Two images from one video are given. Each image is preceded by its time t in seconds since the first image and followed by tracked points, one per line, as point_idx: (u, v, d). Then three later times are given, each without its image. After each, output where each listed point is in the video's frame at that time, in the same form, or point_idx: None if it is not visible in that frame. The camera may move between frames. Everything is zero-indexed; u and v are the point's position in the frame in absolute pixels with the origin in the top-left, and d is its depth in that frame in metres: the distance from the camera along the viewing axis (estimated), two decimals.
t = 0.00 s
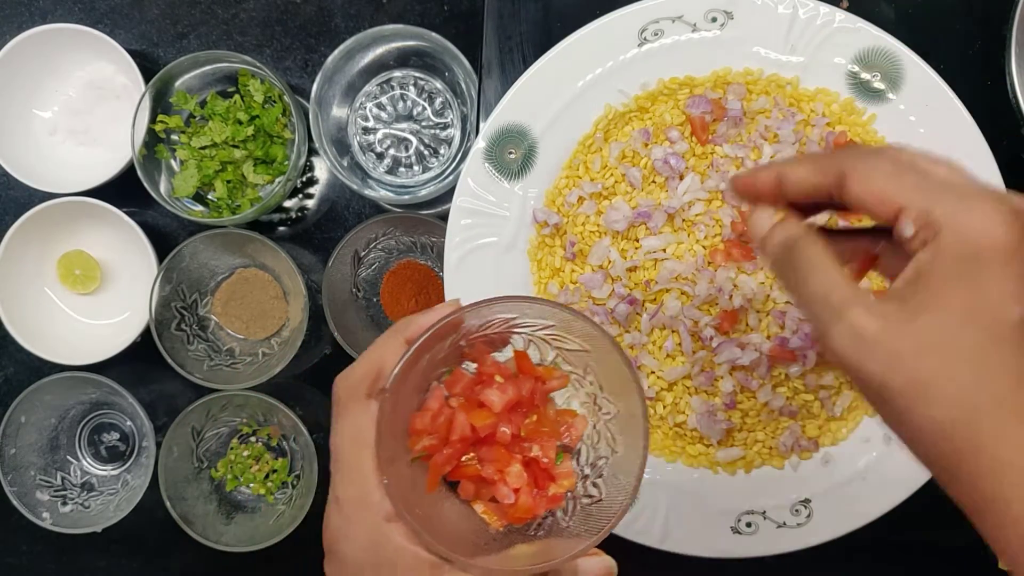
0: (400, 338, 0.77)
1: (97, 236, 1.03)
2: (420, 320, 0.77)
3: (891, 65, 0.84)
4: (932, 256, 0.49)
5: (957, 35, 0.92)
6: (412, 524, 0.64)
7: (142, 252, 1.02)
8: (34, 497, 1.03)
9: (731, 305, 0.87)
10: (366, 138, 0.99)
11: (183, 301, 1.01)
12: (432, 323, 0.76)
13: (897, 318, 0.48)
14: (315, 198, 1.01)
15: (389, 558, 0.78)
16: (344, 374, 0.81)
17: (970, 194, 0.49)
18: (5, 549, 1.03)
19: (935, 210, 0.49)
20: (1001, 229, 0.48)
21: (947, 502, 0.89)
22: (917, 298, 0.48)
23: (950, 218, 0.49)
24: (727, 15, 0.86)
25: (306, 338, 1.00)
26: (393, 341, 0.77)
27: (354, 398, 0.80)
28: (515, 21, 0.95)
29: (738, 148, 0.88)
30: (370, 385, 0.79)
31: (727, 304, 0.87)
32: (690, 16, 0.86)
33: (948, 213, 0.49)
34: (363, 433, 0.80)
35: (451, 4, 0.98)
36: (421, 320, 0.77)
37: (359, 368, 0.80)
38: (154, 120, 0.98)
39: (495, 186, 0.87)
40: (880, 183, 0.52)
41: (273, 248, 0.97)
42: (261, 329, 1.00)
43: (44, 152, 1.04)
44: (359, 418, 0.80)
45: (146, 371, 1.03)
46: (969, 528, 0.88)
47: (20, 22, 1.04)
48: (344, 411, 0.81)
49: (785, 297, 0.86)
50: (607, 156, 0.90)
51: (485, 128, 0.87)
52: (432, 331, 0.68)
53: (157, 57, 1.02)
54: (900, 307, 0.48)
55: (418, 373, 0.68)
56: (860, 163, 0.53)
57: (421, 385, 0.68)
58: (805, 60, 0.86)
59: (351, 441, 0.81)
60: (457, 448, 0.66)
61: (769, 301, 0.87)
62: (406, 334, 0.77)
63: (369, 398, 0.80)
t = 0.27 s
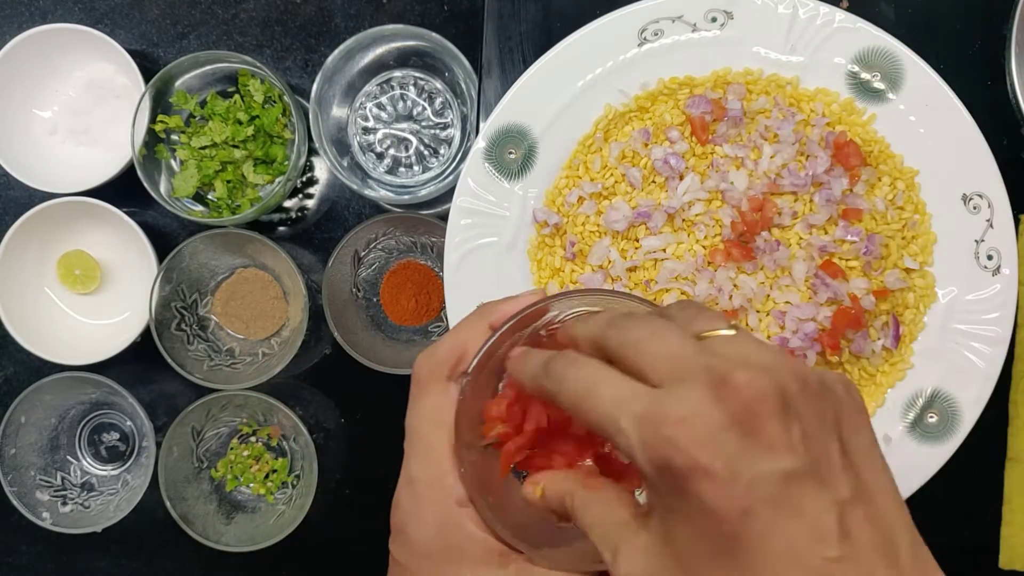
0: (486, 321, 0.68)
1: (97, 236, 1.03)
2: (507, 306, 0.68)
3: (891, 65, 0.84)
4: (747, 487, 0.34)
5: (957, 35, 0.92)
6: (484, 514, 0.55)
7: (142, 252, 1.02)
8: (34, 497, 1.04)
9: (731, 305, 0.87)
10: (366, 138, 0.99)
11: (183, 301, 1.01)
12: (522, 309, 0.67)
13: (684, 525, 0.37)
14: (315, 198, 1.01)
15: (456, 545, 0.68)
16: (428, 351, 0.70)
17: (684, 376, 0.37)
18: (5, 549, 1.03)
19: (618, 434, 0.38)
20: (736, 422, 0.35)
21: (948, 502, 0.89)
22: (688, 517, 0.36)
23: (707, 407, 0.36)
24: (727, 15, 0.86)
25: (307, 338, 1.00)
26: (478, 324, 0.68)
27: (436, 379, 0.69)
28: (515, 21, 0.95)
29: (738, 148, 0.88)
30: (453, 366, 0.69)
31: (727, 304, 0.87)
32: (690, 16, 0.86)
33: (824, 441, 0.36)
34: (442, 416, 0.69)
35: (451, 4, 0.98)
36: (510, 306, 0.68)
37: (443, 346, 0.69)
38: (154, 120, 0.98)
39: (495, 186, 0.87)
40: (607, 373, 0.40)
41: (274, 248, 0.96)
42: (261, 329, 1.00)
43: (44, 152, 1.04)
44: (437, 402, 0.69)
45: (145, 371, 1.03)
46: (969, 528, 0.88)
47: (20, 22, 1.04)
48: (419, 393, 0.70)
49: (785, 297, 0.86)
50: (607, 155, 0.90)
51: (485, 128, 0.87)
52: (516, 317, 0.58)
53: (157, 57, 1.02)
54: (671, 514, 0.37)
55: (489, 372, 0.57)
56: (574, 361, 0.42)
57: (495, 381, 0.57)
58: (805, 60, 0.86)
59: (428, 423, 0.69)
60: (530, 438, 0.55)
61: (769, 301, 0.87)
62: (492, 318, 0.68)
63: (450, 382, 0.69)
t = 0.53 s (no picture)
0: (520, 328, 0.71)
1: (97, 236, 1.03)
2: (541, 313, 0.72)
3: (891, 65, 0.84)
4: (740, 491, 0.37)
5: (957, 35, 0.92)
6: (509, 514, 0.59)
7: (142, 252, 1.02)
8: (34, 497, 1.03)
9: (731, 305, 0.87)
10: (366, 138, 0.99)
11: (183, 301, 1.01)
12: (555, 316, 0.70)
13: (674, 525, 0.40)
14: (315, 198, 1.01)
15: (483, 549, 0.73)
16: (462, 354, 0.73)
17: (693, 383, 0.40)
18: (5, 549, 1.03)
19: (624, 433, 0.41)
20: (743, 431, 0.38)
21: (948, 501, 0.89)
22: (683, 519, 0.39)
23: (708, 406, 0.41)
24: (727, 15, 0.86)
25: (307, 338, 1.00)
26: (512, 330, 0.72)
27: (467, 383, 0.73)
28: (515, 21, 0.95)
29: (738, 148, 0.89)
30: (486, 370, 0.72)
31: (727, 304, 0.87)
32: (690, 16, 0.86)
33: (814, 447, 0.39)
34: (474, 419, 0.73)
35: (451, 4, 0.98)
36: (542, 314, 0.72)
37: (477, 350, 0.72)
38: (154, 120, 0.98)
39: (495, 186, 0.87)
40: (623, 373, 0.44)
41: (274, 248, 0.97)
42: (261, 329, 1.00)
43: (44, 152, 1.04)
44: (470, 406, 0.73)
45: (145, 371, 1.03)
46: (970, 528, 0.88)
47: (20, 22, 1.04)
48: (453, 395, 0.74)
49: (785, 297, 0.87)
50: (607, 155, 0.90)
51: (485, 128, 0.87)
52: (546, 326, 0.59)
53: (157, 57, 1.02)
54: (668, 514, 0.40)
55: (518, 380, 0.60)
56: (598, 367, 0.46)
57: (528, 389, 0.60)
58: (805, 60, 0.86)
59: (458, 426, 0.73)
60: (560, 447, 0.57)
61: (769, 301, 0.87)
62: (524, 324, 0.72)
63: (482, 386, 0.73)
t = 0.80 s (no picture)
0: (525, 320, 0.72)
1: (97, 236, 1.03)
2: (546, 305, 0.71)
3: (891, 65, 0.84)
4: (823, 500, 0.36)
5: (957, 35, 0.92)
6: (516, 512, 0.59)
7: (142, 252, 1.02)
8: (34, 497, 1.03)
9: (731, 305, 0.87)
10: (366, 138, 0.99)
11: (183, 301, 1.01)
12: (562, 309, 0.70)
13: (728, 529, 0.38)
14: (315, 198, 1.01)
15: (488, 544, 0.73)
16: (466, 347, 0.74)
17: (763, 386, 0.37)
18: (6, 549, 1.03)
19: (695, 435, 0.37)
20: (831, 440, 0.36)
21: (948, 501, 0.89)
22: (746, 522, 0.37)
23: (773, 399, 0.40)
24: (727, 15, 0.86)
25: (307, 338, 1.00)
26: (518, 322, 0.72)
27: (472, 376, 0.73)
28: (515, 21, 0.95)
29: (738, 148, 0.89)
30: (491, 363, 0.73)
31: (726, 304, 0.87)
32: (690, 16, 0.86)
33: (882, 458, 0.39)
34: (479, 412, 0.73)
35: (451, 5, 0.98)
36: (549, 305, 0.71)
37: (481, 343, 0.73)
38: (154, 120, 0.98)
39: (495, 186, 0.87)
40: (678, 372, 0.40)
41: (274, 248, 0.97)
42: (261, 329, 1.00)
43: (44, 152, 1.04)
44: (474, 398, 0.73)
45: (146, 371, 1.03)
46: (969, 527, 0.88)
47: (20, 22, 1.04)
48: (457, 389, 0.74)
49: (785, 297, 0.86)
50: (607, 155, 0.90)
51: (485, 127, 0.87)
52: (552, 318, 0.59)
53: (157, 57, 1.02)
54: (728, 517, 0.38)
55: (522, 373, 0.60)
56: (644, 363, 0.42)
57: (531, 380, 0.60)
58: (805, 60, 0.86)
59: (463, 419, 0.74)
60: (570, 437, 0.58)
61: (769, 301, 0.87)
62: (529, 316, 0.71)
63: (487, 378, 0.73)
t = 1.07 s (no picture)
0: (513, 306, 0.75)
1: (96, 236, 1.03)
2: (532, 290, 0.75)
3: (891, 65, 0.84)
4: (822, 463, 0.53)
5: (957, 35, 0.92)
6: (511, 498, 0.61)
7: (142, 252, 1.02)
8: (34, 497, 1.03)
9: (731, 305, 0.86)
10: (366, 138, 1.00)
11: (183, 301, 1.01)
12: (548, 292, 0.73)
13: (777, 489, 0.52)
14: (315, 198, 1.01)
15: (480, 530, 0.76)
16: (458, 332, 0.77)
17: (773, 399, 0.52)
18: (6, 549, 1.03)
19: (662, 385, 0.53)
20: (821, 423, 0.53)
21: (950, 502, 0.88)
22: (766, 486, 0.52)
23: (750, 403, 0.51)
24: (727, 15, 0.86)
25: (307, 338, 1.00)
26: (505, 308, 0.75)
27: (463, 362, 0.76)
28: (515, 21, 0.95)
29: (738, 148, 0.89)
30: (480, 348, 0.76)
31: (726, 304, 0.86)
32: (690, 16, 0.86)
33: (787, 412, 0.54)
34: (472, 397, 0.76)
35: (451, 4, 0.98)
36: (534, 291, 0.75)
37: (471, 329, 0.76)
38: (154, 120, 0.98)
39: (495, 186, 0.87)
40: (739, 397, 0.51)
41: (274, 248, 0.97)
42: (261, 328, 1.00)
43: (44, 152, 1.04)
44: (464, 383, 0.76)
45: (146, 371, 1.03)
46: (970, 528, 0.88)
47: (20, 22, 1.04)
48: (447, 374, 0.78)
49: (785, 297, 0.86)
50: (607, 155, 0.90)
51: (485, 127, 0.87)
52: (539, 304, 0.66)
53: (157, 57, 1.02)
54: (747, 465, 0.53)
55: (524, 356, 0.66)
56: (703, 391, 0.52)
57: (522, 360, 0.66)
58: (805, 60, 0.86)
59: (459, 403, 0.76)
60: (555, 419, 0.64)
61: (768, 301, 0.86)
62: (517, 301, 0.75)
63: (477, 363, 0.76)
